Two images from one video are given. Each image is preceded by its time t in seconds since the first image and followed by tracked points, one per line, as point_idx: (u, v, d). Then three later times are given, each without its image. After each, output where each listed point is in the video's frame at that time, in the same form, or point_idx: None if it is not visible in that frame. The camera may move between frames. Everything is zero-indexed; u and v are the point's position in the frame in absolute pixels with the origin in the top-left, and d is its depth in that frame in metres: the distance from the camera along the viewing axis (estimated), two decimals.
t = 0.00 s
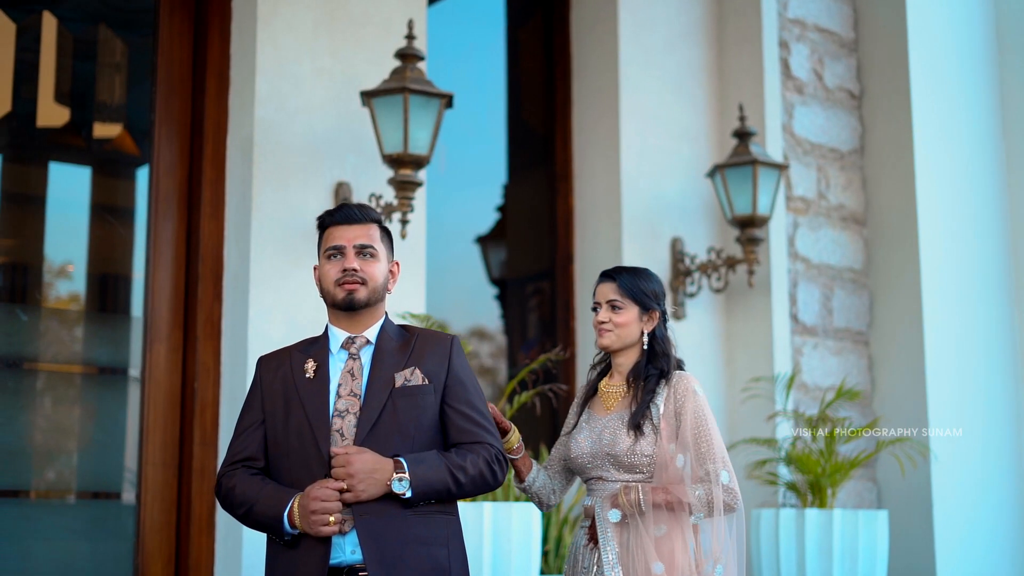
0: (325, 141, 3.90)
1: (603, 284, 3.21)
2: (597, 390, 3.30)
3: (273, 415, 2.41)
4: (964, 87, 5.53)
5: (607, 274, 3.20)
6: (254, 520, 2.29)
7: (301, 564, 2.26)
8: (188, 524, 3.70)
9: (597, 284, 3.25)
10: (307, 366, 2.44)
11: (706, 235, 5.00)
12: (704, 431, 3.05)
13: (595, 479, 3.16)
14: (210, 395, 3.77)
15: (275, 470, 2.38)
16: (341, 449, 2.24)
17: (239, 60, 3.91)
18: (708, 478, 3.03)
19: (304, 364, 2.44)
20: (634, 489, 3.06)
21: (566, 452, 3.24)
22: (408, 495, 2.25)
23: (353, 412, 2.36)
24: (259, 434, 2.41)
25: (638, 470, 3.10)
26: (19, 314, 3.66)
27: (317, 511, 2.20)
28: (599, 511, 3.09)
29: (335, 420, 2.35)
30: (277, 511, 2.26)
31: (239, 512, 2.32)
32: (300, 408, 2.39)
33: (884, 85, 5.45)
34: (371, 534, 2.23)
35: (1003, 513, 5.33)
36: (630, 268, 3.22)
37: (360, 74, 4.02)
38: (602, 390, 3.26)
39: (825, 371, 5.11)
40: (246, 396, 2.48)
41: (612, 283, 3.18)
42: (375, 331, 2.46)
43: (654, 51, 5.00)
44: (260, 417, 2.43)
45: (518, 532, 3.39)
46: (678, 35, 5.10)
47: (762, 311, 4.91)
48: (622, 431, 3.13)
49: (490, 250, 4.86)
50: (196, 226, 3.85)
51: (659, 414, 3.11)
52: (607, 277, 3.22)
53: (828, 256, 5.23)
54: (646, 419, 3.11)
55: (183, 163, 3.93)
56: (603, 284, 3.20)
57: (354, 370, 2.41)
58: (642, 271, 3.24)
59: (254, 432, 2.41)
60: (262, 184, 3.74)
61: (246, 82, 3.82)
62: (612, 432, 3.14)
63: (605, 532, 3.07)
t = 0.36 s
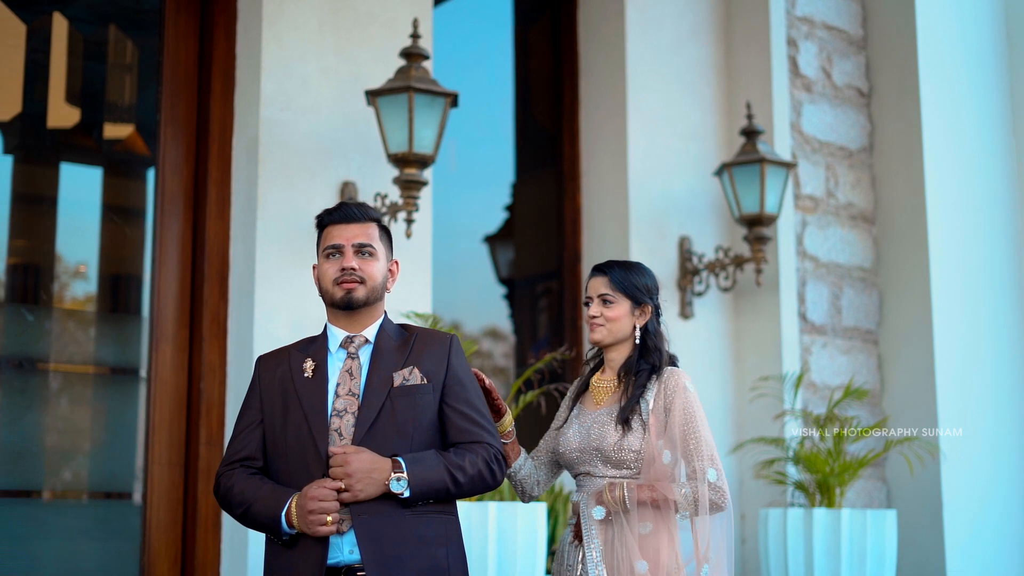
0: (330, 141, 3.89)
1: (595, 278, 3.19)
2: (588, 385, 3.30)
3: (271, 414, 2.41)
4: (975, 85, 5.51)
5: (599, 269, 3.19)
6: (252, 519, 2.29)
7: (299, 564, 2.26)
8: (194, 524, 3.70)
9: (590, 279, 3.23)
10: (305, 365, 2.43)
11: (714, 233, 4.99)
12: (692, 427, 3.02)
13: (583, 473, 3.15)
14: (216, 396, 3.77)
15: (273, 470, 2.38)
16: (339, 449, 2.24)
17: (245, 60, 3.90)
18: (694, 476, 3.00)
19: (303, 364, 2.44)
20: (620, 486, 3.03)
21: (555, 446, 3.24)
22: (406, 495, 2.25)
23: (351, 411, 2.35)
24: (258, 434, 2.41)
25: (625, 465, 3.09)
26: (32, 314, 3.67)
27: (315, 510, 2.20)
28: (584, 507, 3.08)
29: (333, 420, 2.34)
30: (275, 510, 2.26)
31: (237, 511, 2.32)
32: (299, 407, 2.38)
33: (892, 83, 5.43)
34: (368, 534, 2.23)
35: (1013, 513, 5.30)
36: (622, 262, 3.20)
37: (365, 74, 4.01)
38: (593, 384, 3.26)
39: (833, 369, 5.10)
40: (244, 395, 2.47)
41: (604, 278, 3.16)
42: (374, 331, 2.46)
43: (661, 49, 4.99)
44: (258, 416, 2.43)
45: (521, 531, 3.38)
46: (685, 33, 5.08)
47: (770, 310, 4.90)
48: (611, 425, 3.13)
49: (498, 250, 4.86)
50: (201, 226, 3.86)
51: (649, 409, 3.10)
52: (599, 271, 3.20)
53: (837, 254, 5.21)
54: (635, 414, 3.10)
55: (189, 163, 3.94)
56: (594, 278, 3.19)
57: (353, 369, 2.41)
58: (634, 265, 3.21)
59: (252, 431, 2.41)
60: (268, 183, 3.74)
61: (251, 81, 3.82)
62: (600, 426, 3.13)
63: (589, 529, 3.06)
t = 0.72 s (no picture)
0: (336, 140, 3.89)
1: (586, 272, 3.11)
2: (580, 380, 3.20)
3: (269, 413, 2.41)
4: (985, 81, 5.47)
5: (590, 263, 3.10)
6: (250, 519, 2.29)
7: (297, 563, 2.25)
8: (200, 524, 3.70)
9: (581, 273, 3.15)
10: (303, 364, 2.43)
11: (722, 232, 4.97)
12: (681, 422, 2.94)
13: (571, 467, 3.06)
14: (222, 395, 3.77)
15: (271, 469, 2.38)
16: (337, 448, 2.24)
17: (250, 59, 3.91)
18: (681, 471, 2.92)
19: (301, 362, 2.44)
20: (604, 480, 2.96)
21: (543, 439, 3.14)
22: (404, 494, 2.24)
23: (349, 410, 2.35)
24: (256, 433, 2.41)
25: (612, 460, 2.99)
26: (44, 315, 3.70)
27: (312, 510, 2.20)
28: (568, 502, 3.01)
29: (331, 419, 2.34)
30: (272, 510, 2.25)
31: (235, 511, 2.32)
32: (297, 406, 2.38)
33: (902, 80, 5.41)
34: (366, 533, 2.22)
35: None
36: (614, 255, 3.11)
37: (371, 72, 4.01)
38: (584, 378, 3.17)
39: (843, 368, 5.08)
40: (243, 394, 2.47)
41: (595, 272, 3.07)
42: (373, 329, 2.45)
43: (668, 47, 4.97)
44: (256, 415, 2.43)
45: (527, 530, 3.40)
46: (693, 30, 5.07)
47: (778, 308, 4.88)
48: (599, 419, 3.04)
49: (507, 249, 4.86)
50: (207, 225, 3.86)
51: (638, 402, 3.01)
52: (590, 265, 3.12)
53: (846, 252, 5.19)
54: (624, 408, 3.02)
55: (194, 163, 3.94)
56: (585, 272, 3.10)
57: (351, 368, 2.40)
58: (626, 258, 3.13)
59: (251, 430, 2.41)
60: (274, 183, 3.74)
61: (257, 81, 3.83)
62: (588, 420, 3.04)
63: (574, 524, 2.99)
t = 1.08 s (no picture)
0: (341, 138, 3.89)
1: (577, 268, 3.08)
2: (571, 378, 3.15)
3: (266, 411, 2.41)
4: (995, 78, 5.44)
5: (580, 259, 3.07)
6: (246, 517, 2.28)
7: (293, 562, 2.25)
8: (205, 523, 3.70)
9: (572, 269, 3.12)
10: (300, 361, 2.43)
11: (730, 230, 4.95)
12: (669, 418, 2.90)
13: (561, 466, 3.01)
14: (227, 394, 3.79)
15: (268, 468, 2.37)
16: (333, 446, 2.23)
17: (255, 56, 3.90)
18: (668, 468, 2.88)
19: (298, 360, 2.43)
20: (589, 478, 2.92)
21: (534, 437, 3.09)
22: (401, 492, 2.23)
23: (346, 408, 2.34)
24: (253, 431, 2.40)
25: (601, 458, 2.94)
26: (55, 313, 3.71)
27: (308, 507, 2.19)
28: (554, 500, 2.97)
29: (328, 417, 2.33)
30: (269, 508, 2.25)
31: (232, 509, 2.31)
32: (294, 404, 2.37)
33: (910, 78, 5.38)
34: (363, 531, 2.21)
35: None
36: (604, 251, 3.08)
37: (376, 70, 4.01)
38: (576, 376, 3.12)
39: (851, 367, 5.06)
40: (240, 392, 2.47)
41: (586, 267, 3.04)
42: (370, 327, 2.45)
43: (675, 44, 4.95)
44: (254, 413, 2.42)
45: (532, 526, 3.44)
46: (699, 27, 5.05)
47: (786, 307, 4.86)
48: (589, 417, 2.99)
49: (514, 247, 4.86)
50: (211, 224, 3.86)
51: (627, 399, 2.97)
52: (581, 261, 3.09)
53: (854, 250, 5.16)
54: (613, 405, 2.97)
55: (200, 163, 3.94)
56: (575, 268, 3.07)
57: (348, 365, 2.39)
58: (617, 253, 3.10)
59: (248, 428, 2.41)
60: (278, 181, 3.74)
61: (261, 79, 3.83)
62: (578, 417, 2.99)
63: (560, 523, 2.94)
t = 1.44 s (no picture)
0: (350, 137, 3.88)
1: (571, 263, 3.05)
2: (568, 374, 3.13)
3: (267, 409, 2.40)
4: (1011, 74, 5.40)
5: (575, 253, 3.05)
6: (247, 516, 2.28)
7: (294, 561, 2.25)
8: (215, 523, 3.71)
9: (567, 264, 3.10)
10: (302, 359, 2.42)
11: (741, 228, 4.93)
12: (663, 414, 2.87)
13: (557, 463, 3.00)
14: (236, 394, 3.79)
15: (270, 466, 2.37)
16: (334, 444, 2.23)
17: (264, 54, 3.90)
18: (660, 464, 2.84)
19: (300, 358, 2.43)
20: (582, 475, 2.89)
21: (531, 434, 3.08)
22: (402, 490, 2.23)
23: (347, 406, 2.33)
24: (254, 429, 2.40)
25: (596, 455, 2.92)
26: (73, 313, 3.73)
27: (308, 506, 2.19)
28: (547, 498, 2.95)
29: (329, 415, 2.33)
30: (269, 506, 2.25)
31: (233, 507, 2.31)
32: (295, 402, 2.37)
33: (923, 74, 5.35)
34: (363, 530, 2.21)
35: None
36: (599, 245, 3.05)
37: (385, 69, 4.00)
38: (572, 372, 3.10)
39: (865, 365, 5.03)
40: (242, 390, 2.47)
41: (580, 262, 3.02)
42: (372, 324, 2.44)
43: (685, 40, 4.93)
44: (255, 411, 2.42)
45: (541, 525, 3.45)
46: (710, 24, 5.03)
47: (798, 305, 4.84)
48: (584, 414, 2.97)
49: (527, 246, 4.84)
50: (221, 223, 3.86)
51: (622, 396, 2.94)
52: (575, 255, 3.06)
53: (867, 248, 5.13)
54: (608, 401, 2.94)
55: (209, 162, 3.94)
56: (570, 263, 3.05)
57: (349, 363, 2.39)
58: (613, 248, 3.07)
59: (249, 426, 2.40)
60: (287, 180, 3.74)
61: (270, 77, 3.83)
62: (573, 414, 2.97)
63: (553, 521, 2.93)
